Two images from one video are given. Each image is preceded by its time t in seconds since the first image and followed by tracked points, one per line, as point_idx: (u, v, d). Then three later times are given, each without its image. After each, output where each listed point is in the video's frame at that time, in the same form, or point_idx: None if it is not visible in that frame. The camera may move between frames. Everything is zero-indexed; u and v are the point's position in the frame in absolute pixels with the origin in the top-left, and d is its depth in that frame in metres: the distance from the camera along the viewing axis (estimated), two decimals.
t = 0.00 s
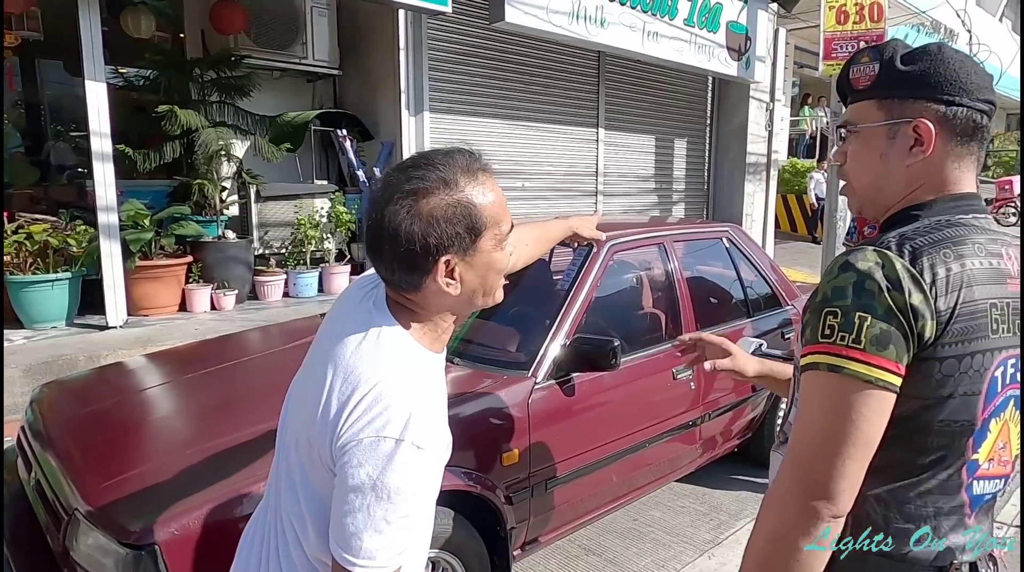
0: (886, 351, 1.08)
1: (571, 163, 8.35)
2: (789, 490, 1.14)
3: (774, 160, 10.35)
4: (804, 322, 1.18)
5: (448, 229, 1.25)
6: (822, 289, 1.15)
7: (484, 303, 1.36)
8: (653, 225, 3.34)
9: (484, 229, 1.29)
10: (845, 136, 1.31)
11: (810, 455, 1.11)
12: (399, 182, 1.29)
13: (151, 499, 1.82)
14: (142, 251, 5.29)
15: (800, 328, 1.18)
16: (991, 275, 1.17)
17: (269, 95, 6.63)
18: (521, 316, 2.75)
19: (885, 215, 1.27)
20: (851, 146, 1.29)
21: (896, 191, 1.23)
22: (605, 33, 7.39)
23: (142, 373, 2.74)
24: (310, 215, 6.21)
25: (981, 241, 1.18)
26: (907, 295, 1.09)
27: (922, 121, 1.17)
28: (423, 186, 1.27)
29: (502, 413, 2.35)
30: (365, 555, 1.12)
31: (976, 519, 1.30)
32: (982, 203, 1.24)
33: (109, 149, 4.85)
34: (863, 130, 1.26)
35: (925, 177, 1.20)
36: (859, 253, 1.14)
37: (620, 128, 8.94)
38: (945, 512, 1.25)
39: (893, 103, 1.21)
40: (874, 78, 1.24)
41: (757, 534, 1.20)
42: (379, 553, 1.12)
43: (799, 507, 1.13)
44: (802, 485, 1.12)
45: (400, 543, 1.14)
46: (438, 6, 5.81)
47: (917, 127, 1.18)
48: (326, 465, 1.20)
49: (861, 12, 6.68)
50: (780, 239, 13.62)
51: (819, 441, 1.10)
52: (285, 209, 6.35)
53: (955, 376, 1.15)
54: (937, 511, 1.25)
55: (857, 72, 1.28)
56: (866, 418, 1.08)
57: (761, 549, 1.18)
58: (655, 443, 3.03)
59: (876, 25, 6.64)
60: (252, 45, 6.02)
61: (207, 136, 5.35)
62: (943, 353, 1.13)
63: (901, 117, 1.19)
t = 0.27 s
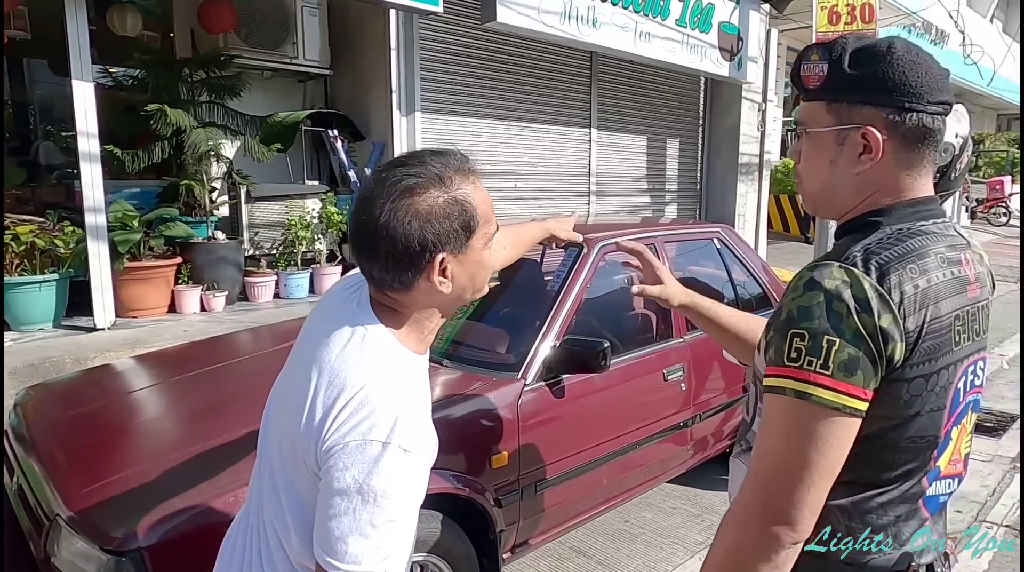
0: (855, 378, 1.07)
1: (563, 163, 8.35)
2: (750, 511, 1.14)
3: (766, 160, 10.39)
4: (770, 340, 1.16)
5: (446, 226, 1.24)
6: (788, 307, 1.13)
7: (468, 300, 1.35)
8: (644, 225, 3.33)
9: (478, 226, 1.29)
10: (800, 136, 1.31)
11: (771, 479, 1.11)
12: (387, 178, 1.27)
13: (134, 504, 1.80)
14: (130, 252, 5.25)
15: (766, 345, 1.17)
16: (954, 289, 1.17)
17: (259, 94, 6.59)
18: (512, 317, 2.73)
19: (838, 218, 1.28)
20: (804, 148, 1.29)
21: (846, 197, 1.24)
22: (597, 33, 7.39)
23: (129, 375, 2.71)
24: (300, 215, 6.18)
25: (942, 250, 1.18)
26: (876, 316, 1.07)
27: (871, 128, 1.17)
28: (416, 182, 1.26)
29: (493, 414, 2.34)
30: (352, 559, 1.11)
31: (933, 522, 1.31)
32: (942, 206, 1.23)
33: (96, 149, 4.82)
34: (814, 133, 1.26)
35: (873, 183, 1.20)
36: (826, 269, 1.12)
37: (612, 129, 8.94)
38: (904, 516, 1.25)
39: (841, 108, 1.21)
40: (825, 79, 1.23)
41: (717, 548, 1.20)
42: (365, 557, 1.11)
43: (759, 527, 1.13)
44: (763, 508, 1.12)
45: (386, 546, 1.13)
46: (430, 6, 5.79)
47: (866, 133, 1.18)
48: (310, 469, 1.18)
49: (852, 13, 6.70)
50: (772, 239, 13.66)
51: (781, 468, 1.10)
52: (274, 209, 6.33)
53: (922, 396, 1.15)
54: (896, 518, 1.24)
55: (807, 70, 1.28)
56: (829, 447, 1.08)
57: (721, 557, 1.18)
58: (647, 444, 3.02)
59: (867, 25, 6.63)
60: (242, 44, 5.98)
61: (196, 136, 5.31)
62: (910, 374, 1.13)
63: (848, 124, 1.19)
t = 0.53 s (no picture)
0: (811, 402, 1.07)
1: (558, 164, 8.36)
2: (722, 541, 1.15)
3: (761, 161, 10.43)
4: (723, 366, 1.14)
5: (405, 209, 1.25)
6: (735, 332, 1.12)
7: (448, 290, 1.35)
8: (638, 226, 3.33)
9: (439, 214, 1.28)
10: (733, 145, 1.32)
11: (739, 509, 1.12)
12: (354, 167, 1.30)
13: (129, 506, 1.79)
14: (124, 253, 5.24)
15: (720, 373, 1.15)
16: (898, 295, 1.19)
17: (253, 95, 6.57)
18: (507, 318, 2.73)
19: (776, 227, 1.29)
20: (735, 157, 1.30)
21: (776, 208, 1.25)
22: (592, 34, 7.40)
23: (123, 377, 2.70)
24: (295, 217, 6.18)
25: (883, 256, 1.19)
26: (826, 337, 1.07)
27: (788, 142, 1.17)
28: (378, 167, 1.28)
29: (488, 415, 2.35)
30: (350, 550, 1.11)
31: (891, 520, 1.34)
32: (880, 207, 1.24)
33: (89, 150, 4.81)
34: (740, 145, 1.26)
35: (799, 194, 1.21)
36: (772, 291, 1.11)
37: (607, 130, 8.96)
38: (862, 519, 1.25)
39: (760, 122, 1.20)
40: (745, 90, 1.22)
41: None
42: (364, 546, 1.11)
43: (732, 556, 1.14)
44: (733, 539, 1.13)
45: (385, 535, 1.13)
46: (425, 7, 5.80)
47: (783, 147, 1.18)
48: (305, 462, 1.18)
49: (846, 14, 6.73)
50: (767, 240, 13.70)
51: (747, 497, 1.11)
52: (269, 210, 6.36)
53: (875, 411, 1.16)
54: (854, 521, 1.25)
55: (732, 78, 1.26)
56: (789, 474, 1.09)
57: None
58: (642, 444, 3.03)
59: (861, 27, 6.67)
60: (236, 45, 5.97)
61: (190, 137, 5.29)
62: (862, 391, 1.14)
63: (767, 138, 1.19)
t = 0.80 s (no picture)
0: (769, 414, 1.06)
1: (556, 165, 8.38)
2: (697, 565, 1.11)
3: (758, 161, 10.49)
4: (683, 386, 1.13)
5: (389, 194, 1.27)
6: (693, 349, 1.10)
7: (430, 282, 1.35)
8: (635, 227, 3.34)
9: (423, 200, 1.30)
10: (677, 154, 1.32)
11: (710, 532, 1.09)
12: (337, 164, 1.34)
13: (129, 506, 1.80)
14: (122, 254, 5.23)
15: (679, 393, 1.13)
16: (854, 297, 1.19)
17: (251, 96, 6.55)
18: (505, 319, 2.74)
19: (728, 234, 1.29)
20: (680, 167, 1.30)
21: (724, 216, 1.26)
22: (589, 35, 7.42)
23: (122, 378, 2.70)
24: (293, 217, 6.19)
25: (835, 259, 1.19)
26: (780, 349, 1.07)
27: (723, 153, 1.17)
28: (365, 158, 1.32)
29: (488, 415, 2.36)
30: (358, 538, 1.11)
31: (863, 519, 1.34)
32: (829, 208, 1.24)
33: (87, 150, 4.81)
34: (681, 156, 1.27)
35: (743, 201, 1.21)
36: (724, 307, 1.10)
37: (605, 130, 8.98)
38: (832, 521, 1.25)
39: (696, 133, 1.20)
40: (680, 101, 1.22)
41: None
42: (372, 534, 1.11)
43: None
44: (703, 559, 1.10)
45: (392, 521, 1.13)
46: (423, 7, 5.81)
47: (719, 158, 1.18)
48: (305, 454, 1.18)
49: (842, 15, 6.74)
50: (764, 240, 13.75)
51: (717, 517, 1.08)
52: (267, 211, 6.33)
53: (835, 419, 1.16)
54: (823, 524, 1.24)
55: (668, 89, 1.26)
56: (759, 492, 1.07)
57: None
58: (640, 444, 3.05)
59: (857, 28, 6.69)
60: (234, 45, 5.97)
61: (188, 138, 5.29)
62: (821, 400, 1.14)
63: (703, 150, 1.19)
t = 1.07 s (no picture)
0: (754, 418, 1.06)
1: (553, 165, 8.38)
2: None
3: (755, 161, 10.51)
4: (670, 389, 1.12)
5: (397, 195, 1.26)
6: (679, 352, 1.10)
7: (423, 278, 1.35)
8: (633, 227, 3.34)
9: (425, 201, 1.30)
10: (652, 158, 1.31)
11: (697, 538, 1.08)
12: (329, 161, 1.32)
13: (127, 508, 1.79)
14: (118, 255, 5.22)
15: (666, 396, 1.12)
16: (833, 296, 1.19)
17: (249, 96, 6.53)
18: (503, 320, 2.73)
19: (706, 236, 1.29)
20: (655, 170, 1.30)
21: (701, 218, 1.25)
22: (587, 35, 7.42)
23: (119, 380, 2.69)
24: (290, 218, 6.18)
25: (814, 258, 1.19)
26: (765, 352, 1.07)
27: (698, 155, 1.17)
28: (367, 157, 1.30)
29: (486, 417, 2.35)
30: (362, 535, 1.11)
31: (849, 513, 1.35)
32: (804, 208, 1.24)
33: (84, 151, 4.80)
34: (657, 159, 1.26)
35: (720, 202, 1.21)
36: (709, 311, 1.09)
37: (602, 131, 8.99)
38: (821, 519, 1.26)
39: (671, 136, 1.20)
40: (654, 104, 1.22)
41: None
42: (375, 531, 1.11)
43: None
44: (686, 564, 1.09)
45: (395, 518, 1.14)
46: (421, 8, 5.80)
47: (695, 160, 1.18)
48: (303, 455, 1.17)
49: (839, 15, 6.73)
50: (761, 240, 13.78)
51: (701, 521, 1.07)
52: (266, 212, 6.36)
53: (820, 417, 1.16)
54: (814, 520, 1.24)
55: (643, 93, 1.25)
56: (744, 496, 1.06)
57: None
58: (639, 444, 3.05)
59: (854, 28, 6.69)
60: (231, 46, 5.96)
61: (185, 138, 5.28)
62: (806, 399, 1.14)
63: (679, 151, 1.19)
